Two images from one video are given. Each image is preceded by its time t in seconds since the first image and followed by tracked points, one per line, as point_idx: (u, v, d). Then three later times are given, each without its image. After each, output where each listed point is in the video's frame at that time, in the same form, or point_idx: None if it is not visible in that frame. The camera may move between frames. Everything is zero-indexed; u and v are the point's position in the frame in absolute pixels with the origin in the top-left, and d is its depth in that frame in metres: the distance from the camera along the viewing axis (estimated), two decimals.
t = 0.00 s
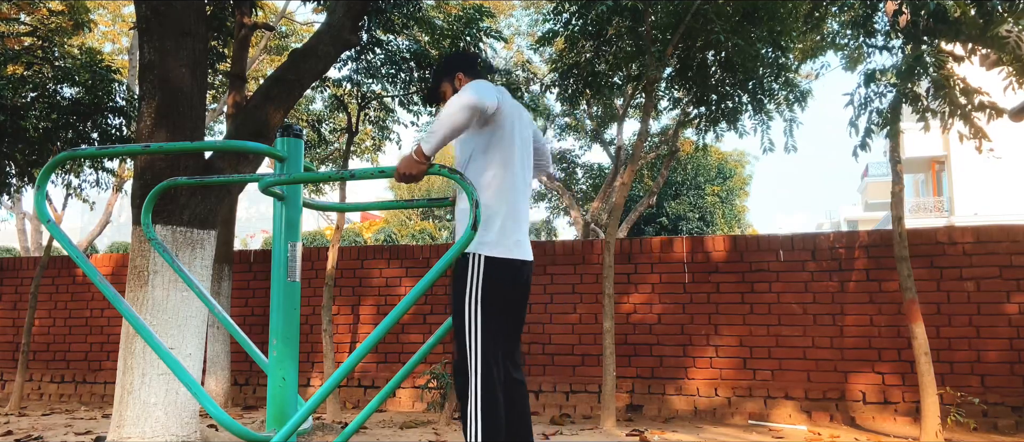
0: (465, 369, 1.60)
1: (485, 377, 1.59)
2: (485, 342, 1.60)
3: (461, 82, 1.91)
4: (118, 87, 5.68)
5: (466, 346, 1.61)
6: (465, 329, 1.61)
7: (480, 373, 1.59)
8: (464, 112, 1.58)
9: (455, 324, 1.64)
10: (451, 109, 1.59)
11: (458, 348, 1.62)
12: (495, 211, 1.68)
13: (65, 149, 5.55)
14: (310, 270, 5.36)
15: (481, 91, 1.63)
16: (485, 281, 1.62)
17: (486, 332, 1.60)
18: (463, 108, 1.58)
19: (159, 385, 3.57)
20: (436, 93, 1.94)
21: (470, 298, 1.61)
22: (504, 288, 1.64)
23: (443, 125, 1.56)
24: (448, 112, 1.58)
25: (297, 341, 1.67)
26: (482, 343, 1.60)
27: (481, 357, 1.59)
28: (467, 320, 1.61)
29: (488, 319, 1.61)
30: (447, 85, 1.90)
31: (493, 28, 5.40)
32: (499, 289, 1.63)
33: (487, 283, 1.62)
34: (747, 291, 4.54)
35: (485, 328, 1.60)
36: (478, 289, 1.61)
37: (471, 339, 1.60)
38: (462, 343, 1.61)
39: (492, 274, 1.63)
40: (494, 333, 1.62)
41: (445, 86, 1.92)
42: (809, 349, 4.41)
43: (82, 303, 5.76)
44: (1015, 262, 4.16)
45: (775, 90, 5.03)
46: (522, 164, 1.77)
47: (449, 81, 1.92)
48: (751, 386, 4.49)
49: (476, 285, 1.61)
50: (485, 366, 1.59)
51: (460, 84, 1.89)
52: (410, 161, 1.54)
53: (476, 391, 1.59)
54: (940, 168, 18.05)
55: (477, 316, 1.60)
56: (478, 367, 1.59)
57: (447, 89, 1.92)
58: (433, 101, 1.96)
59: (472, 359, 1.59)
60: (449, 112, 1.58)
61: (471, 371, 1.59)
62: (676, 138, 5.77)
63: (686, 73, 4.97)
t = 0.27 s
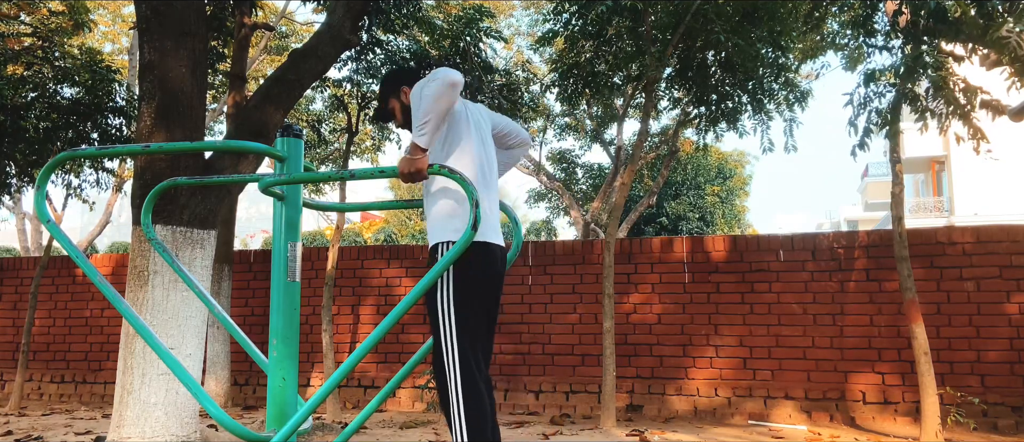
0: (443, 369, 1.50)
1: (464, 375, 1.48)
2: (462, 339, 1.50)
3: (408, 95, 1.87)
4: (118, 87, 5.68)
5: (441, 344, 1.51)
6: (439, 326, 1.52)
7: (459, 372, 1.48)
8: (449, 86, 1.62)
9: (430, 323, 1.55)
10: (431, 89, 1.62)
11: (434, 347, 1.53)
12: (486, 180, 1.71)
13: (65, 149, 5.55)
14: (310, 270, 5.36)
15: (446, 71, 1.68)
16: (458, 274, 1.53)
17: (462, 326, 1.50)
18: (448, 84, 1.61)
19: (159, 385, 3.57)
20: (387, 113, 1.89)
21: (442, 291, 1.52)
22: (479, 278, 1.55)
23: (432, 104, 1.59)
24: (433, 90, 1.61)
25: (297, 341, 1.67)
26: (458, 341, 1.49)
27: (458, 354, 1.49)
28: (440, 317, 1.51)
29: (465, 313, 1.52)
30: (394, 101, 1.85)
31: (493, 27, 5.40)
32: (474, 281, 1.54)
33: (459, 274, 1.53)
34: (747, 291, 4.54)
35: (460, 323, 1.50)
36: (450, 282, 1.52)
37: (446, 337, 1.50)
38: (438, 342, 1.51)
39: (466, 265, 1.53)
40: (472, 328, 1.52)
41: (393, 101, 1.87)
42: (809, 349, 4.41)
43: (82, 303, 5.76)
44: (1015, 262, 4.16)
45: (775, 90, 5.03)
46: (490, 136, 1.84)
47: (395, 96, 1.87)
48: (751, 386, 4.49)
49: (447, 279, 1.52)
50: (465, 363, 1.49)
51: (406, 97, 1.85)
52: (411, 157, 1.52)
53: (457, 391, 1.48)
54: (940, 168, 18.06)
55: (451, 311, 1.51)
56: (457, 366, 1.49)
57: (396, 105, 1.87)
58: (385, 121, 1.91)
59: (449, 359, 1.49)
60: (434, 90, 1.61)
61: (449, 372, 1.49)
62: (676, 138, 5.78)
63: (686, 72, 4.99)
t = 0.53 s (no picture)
0: (432, 373, 1.50)
1: (453, 379, 1.49)
2: (451, 343, 1.50)
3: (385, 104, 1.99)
4: (118, 87, 5.68)
5: (431, 348, 1.51)
6: (429, 331, 1.52)
7: (448, 376, 1.49)
8: (451, 82, 1.63)
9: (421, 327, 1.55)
10: (432, 88, 1.62)
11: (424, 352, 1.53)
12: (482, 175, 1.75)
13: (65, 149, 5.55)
14: (310, 270, 5.36)
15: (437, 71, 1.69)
16: (449, 279, 1.53)
17: (451, 331, 1.51)
18: (449, 80, 1.63)
19: (159, 385, 3.57)
20: (365, 122, 2.01)
21: (432, 296, 1.52)
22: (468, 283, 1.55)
23: (439, 100, 1.59)
24: (435, 87, 1.61)
25: (297, 341, 1.67)
26: (447, 346, 1.50)
27: (448, 359, 1.49)
28: (429, 322, 1.52)
29: (454, 318, 1.52)
30: (371, 109, 1.97)
31: (493, 27, 5.40)
32: (463, 286, 1.54)
33: (449, 279, 1.53)
34: (747, 291, 4.54)
35: (449, 328, 1.51)
36: (440, 287, 1.52)
37: (435, 342, 1.50)
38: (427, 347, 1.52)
39: (456, 270, 1.54)
40: (461, 331, 1.53)
41: (371, 111, 1.99)
42: (809, 349, 4.41)
43: (82, 303, 5.76)
44: (1015, 262, 4.16)
45: (775, 90, 5.04)
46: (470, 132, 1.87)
47: (373, 105, 1.99)
48: (751, 386, 4.49)
49: (437, 285, 1.51)
50: (454, 367, 1.49)
51: (384, 105, 1.97)
52: (411, 158, 1.52)
53: (446, 397, 1.49)
54: (940, 168, 18.06)
55: (441, 315, 1.51)
56: (445, 369, 1.49)
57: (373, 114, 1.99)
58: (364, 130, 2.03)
59: (439, 363, 1.50)
60: (437, 88, 1.61)
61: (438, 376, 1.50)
62: (676, 138, 5.77)
63: (686, 72, 4.98)
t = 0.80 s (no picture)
0: (427, 378, 1.50)
1: (448, 384, 1.48)
2: (446, 348, 1.49)
3: (376, 106, 2.04)
4: (118, 87, 5.68)
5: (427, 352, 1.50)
6: (425, 335, 1.51)
7: (444, 381, 1.48)
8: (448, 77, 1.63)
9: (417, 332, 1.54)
10: (430, 85, 1.61)
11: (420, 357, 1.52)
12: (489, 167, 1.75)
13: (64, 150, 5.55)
14: (310, 270, 5.36)
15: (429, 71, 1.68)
16: (446, 283, 1.52)
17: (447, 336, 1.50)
18: (446, 75, 1.62)
19: (159, 385, 3.57)
20: (357, 123, 2.06)
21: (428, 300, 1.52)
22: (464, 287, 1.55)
23: (440, 95, 1.58)
24: (434, 82, 1.60)
25: (297, 341, 1.67)
26: (443, 350, 1.49)
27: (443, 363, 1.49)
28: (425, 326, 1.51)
29: (449, 322, 1.51)
30: (363, 110, 2.03)
31: (493, 27, 5.40)
32: (459, 288, 1.54)
33: (446, 283, 1.52)
34: (747, 291, 4.54)
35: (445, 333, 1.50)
36: (437, 289, 1.51)
37: (431, 346, 1.50)
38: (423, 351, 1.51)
39: (452, 273, 1.54)
40: (456, 334, 1.52)
41: (362, 112, 2.05)
42: (809, 349, 4.41)
43: (82, 303, 5.77)
44: (1015, 263, 4.16)
45: (775, 90, 5.04)
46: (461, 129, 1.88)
47: (363, 107, 2.04)
48: (751, 386, 4.49)
49: (434, 288, 1.51)
50: (449, 371, 1.49)
51: (376, 106, 2.03)
52: (413, 159, 1.53)
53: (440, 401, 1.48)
54: (940, 168, 18.06)
55: (436, 317, 1.51)
56: (440, 373, 1.49)
57: (365, 114, 2.04)
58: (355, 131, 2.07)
59: (434, 367, 1.49)
60: (436, 84, 1.60)
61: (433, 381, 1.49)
62: (675, 139, 5.77)
63: (686, 72, 4.96)
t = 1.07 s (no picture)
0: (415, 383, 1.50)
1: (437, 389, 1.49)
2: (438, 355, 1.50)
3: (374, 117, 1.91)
4: (118, 87, 5.68)
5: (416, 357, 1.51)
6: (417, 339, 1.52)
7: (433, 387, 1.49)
8: (447, 81, 1.64)
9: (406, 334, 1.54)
10: (428, 91, 1.63)
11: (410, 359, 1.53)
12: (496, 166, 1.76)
13: (65, 150, 5.55)
14: (309, 270, 5.36)
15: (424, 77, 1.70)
16: (440, 289, 1.52)
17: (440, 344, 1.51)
18: (443, 79, 1.64)
19: (159, 385, 3.57)
20: (355, 135, 1.91)
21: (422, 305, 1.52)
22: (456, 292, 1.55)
23: (439, 99, 1.60)
24: (433, 87, 1.62)
25: (297, 341, 1.67)
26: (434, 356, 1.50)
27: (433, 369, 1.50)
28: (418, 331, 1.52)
29: (442, 328, 1.52)
30: (362, 121, 1.89)
31: (493, 27, 5.40)
32: (454, 294, 1.54)
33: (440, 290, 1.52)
34: (747, 291, 4.54)
35: (437, 341, 1.51)
36: (431, 295, 1.52)
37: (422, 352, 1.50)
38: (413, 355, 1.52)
39: (446, 279, 1.54)
40: (448, 339, 1.53)
41: (361, 124, 1.91)
42: (809, 349, 4.41)
43: (83, 303, 5.77)
44: (1015, 262, 4.16)
45: (775, 90, 5.05)
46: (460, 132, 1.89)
47: (361, 119, 1.90)
48: (751, 386, 4.49)
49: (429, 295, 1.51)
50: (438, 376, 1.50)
51: (375, 118, 1.89)
52: (415, 158, 1.52)
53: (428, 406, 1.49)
54: (940, 168, 18.06)
55: (428, 322, 1.51)
56: (429, 378, 1.49)
57: (363, 126, 1.90)
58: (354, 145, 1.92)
59: (423, 373, 1.50)
60: (434, 89, 1.62)
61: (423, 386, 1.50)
62: (675, 139, 5.77)
63: (686, 72, 4.97)
